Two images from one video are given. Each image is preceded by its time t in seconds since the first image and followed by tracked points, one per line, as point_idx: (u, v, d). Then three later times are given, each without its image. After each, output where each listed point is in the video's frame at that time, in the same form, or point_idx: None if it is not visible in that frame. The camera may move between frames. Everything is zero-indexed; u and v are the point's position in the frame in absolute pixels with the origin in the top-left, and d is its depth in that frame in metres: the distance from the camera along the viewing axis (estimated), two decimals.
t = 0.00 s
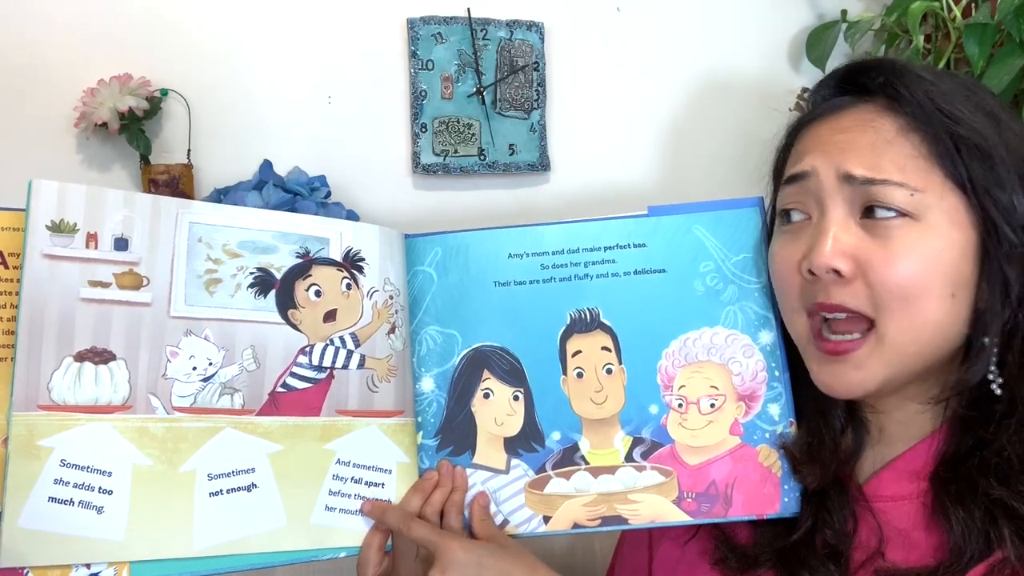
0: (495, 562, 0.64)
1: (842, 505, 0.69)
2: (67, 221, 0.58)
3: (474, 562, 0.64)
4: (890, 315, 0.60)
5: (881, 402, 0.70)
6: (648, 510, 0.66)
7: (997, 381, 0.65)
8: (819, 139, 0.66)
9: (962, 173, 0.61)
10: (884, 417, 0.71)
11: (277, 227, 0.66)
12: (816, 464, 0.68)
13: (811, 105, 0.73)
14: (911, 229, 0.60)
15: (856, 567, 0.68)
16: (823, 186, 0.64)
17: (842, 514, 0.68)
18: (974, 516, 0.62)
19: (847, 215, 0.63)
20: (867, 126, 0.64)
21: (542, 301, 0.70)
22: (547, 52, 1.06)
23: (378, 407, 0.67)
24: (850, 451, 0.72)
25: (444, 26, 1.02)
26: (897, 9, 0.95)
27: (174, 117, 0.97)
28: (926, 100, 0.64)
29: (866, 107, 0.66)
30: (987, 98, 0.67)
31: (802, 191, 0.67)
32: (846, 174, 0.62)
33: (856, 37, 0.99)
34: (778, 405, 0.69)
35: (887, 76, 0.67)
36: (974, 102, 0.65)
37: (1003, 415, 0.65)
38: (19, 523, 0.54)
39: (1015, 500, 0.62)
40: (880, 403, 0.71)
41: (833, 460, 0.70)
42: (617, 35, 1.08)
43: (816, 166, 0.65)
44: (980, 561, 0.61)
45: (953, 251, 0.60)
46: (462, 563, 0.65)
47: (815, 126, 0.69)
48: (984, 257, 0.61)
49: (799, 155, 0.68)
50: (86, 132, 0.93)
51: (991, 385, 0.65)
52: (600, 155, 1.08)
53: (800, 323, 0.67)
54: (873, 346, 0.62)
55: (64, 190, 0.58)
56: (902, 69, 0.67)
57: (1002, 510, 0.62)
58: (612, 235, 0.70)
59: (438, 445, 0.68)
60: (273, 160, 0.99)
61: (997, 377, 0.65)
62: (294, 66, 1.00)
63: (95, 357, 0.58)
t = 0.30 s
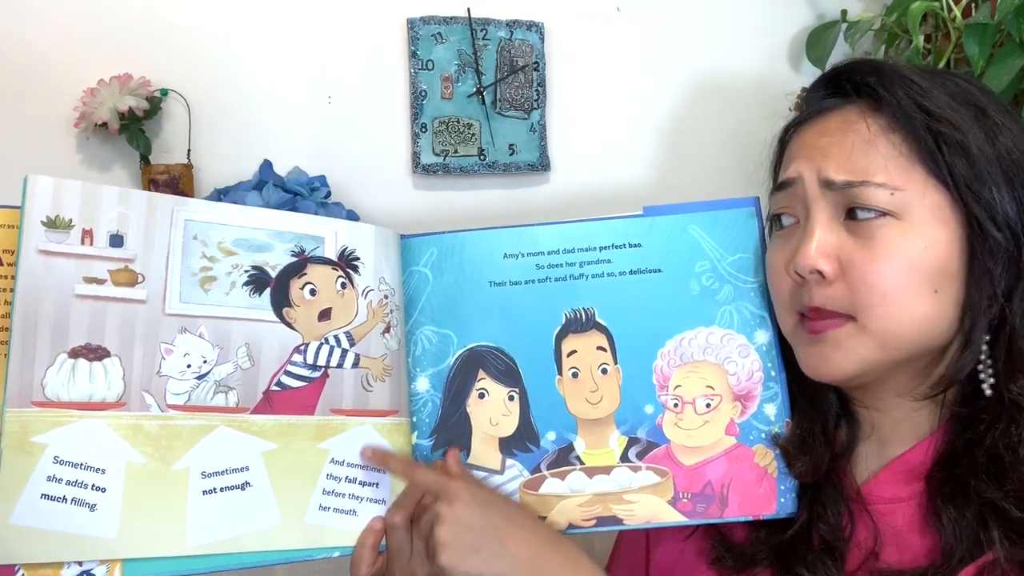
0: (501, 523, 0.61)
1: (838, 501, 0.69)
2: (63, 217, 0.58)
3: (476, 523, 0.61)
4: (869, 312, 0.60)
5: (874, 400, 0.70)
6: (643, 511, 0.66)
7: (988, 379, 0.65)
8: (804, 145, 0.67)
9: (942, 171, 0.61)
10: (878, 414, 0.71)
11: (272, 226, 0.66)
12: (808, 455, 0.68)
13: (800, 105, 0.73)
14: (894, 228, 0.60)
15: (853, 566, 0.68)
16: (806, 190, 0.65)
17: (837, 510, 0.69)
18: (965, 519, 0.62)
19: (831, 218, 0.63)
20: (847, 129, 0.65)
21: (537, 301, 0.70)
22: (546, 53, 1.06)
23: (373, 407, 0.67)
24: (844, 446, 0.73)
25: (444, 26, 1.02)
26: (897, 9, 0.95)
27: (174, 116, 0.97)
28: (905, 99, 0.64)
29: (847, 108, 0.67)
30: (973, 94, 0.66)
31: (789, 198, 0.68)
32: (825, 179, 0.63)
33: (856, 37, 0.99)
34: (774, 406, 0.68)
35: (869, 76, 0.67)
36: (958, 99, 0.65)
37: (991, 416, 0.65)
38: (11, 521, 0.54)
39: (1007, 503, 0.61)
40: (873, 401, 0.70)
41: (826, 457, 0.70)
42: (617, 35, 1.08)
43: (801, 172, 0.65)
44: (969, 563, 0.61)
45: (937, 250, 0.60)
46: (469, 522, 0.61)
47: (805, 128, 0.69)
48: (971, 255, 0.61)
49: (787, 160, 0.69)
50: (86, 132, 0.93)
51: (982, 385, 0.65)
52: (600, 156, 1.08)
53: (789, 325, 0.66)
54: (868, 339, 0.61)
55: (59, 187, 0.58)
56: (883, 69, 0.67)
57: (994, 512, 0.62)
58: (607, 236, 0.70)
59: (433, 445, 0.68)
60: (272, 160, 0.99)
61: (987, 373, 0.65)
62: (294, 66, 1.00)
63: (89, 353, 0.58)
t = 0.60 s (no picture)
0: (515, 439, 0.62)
1: (837, 502, 0.69)
2: (57, 221, 0.58)
3: (491, 437, 0.62)
4: (876, 310, 0.59)
5: (876, 402, 0.70)
6: (640, 513, 0.65)
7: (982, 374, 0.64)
8: (810, 139, 0.66)
9: (955, 164, 0.61)
10: (879, 417, 0.70)
11: (269, 227, 0.66)
12: (808, 460, 0.68)
13: (802, 102, 0.73)
14: (905, 224, 0.59)
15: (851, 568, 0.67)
16: (815, 184, 0.64)
17: (837, 514, 0.68)
18: (952, 506, 0.62)
19: (840, 211, 0.62)
20: (855, 123, 0.64)
21: (535, 302, 0.70)
22: (547, 52, 1.06)
23: (370, 408, 0.67)
24: (845, 449, 0.72)
25: (444, 26, 1.02)
26: (897, 9, 0.94)
27: (174, 117, 0.97)
28: (914, 94, 0.64)
29: (855, 103, 0.66)
30: (977, 92, 0.66)
31: (795, 191, 0.67)
32: (836, 172, 0.62)
33: (856, 37, 0.98)
34: (773, 408, 0.68)
35: (876, 72, 0.67)
36: (964, 96, 0.65)
37: (991, 408, 0.65)
38: (7, 522, 0.54)
39: (996, 490, 0.61)
40: (876, 403, 0.70)
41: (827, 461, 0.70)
42: (618, 34, 1.08)
43: (810, 165, 0.65)
44: (956, 551, 0.61)
45: (947, 247, 0.59)
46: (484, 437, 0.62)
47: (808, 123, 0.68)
48: (979, 250, 0.61)
49: (792, 156, 0.68)
50: (86, 132, 0.93)
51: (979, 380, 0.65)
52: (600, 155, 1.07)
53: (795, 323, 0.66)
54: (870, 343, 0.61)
55: (55, 190, 0.58)
56: (890, 66, 0.67)
57: (983, 499, 0.62)
58: (606, 237, 0.70)
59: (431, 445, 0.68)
60: (272, 161, 0.99)
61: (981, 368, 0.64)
62: (294, 67, 1.00)
63: (84, 356, 0.58)
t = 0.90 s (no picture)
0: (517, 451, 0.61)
1: (838, 501, 0.69)
2: (59, 220, 0.58)
3: (493, 446, 0.60)
4: (888, 320, 0.60)
5: (881, 404, 0.69)
6: (642, 513, 0.65)
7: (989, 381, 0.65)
8: (818, 142, 0.66)
9: (964, 172, 0.62)
10: (881, 417, 0.70)
11: (270, 227, 0.66)
12: (812, 460, 0.68)
13: (807, 103, 0.73)
14: (915, 233, 0.60)
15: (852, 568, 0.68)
16: (825, 189, 0.64)
17: (838, 512, 0.68)
18: (953, 505, 0.62)
19: (850, 217, 0.63)
20: (867, 128, 0.64)
21: (537, 302, 0.70)
22: (547, 52, 1.05)
23: (371, 409, 0.67)
24: (845, 449, 0.72)
25: (444, 26, 1.01)
26: (897, 9, 0.94)
27: (174, 116, 0.97)
28: (926, 100, 0.64)
29: (866, 107, 0.66)
30: (987, 95, 0.67)
31: (803, 193, 0.66)
32: (849, 178, 0.62)
33: (856, 37, 0.98)
34: (775, 409, 0.68)
35: (889, 74, 0.67)
36: (974, 100, 0.66)
37: (997, 411, 0.65)
38: (9, 524, 0.54)
39: (998, 491, 0.62)
40: (879, 404, 0.69)
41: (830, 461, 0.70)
42: (618, 35, 1.08)
43: (817, 168, 0.64)
44: (958, 552, 0.61)
45: (957, 256, 0.60)
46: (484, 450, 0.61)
47: (813, 125, 0.69)
48: (986, 254, 0.62)
49: (798, 158, 0.68)
50: (86, 132, 0.93)
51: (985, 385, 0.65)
52: (601, 156, 1.07)
53: (802, 329, 0.66)
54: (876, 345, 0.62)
55: (56, 190, 0.58)
56: (902, 67, 0.67)
57: (985, 500, 0.62)
58: (608, 237, 0.70)
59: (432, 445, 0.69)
60: (272, 161, 0.99)
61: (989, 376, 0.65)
62: (293, 66, 0.99)
63: (86, 357, 0.57)
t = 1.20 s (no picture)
0: (694, 496, 0.62)
1: (839, 504, 0.69)
2: (63, 217, 0.58)
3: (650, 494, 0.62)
4: (893, 317, 0.60)
5: (877, 401, 0.70)
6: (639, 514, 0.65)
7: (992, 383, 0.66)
8: (827, 135, 0.66)
9: (973, 172, 0.63)
10: (880, 416, 0.71)
11: (270, 226, 0.66)
12: (811, 464, 0.68)
13: (813, 99, 0.73)
14: (921, 232, 0.60)
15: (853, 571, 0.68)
16: (832, 183, 0.64)
17: (839, 516, 0.68)
18: (970, 522, 0.62)
19: (857, 213, 0.62)
20: (877, 124, 0.64)
21: (537, 302, 0.70)
22: (546, 54, 1.06)
23: (370, 407, 0.67)
24: (845, 451, 0.72)
25: (444, 26, 1.02)
26: (897, 9, 0.95)
27: (174, 116, 0.97)
28: (935, 99, 0.65)
29: (875, 105, 0.66)
30: (990, 95, 0.68)
31: (807, 188, 0.66)
32: (858, 174, 0.62)
33: (856, 37, 0.98)
34: (773, 410, 0.68)
35: (896, 73, 0.67)
36: (980, 99, 0.67)
37: (1002, 413, 0.66)
38: (7, 522, 0.54)
39: (1011, 507, 0.62)
40: (878, 402, 0.70)
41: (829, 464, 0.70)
42: (618, 37, 1.08)
43: (824, 163, 0.64)
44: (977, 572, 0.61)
45: (959, 255, 0.61)
46: (719, 495, 0.62)
47: (819, 122, 0.69)
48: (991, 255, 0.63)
49: (804, 153, 0.68)
50: (86, 132, 0.94)
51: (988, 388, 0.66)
52: (600, 157, 1.08)
53: (799, 321, 0.66)
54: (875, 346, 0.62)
55: (60, 187, 0.58)
56: (908, 66, 0.67)
57: (1000, 518, 0.62)
58: (607, 238, 0.70)
59: (431, 446, 0.69)
60: (272, 161, 0.99)
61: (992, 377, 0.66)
62: (294, 66, 1.00)
63: (88, 354, 0.58)
